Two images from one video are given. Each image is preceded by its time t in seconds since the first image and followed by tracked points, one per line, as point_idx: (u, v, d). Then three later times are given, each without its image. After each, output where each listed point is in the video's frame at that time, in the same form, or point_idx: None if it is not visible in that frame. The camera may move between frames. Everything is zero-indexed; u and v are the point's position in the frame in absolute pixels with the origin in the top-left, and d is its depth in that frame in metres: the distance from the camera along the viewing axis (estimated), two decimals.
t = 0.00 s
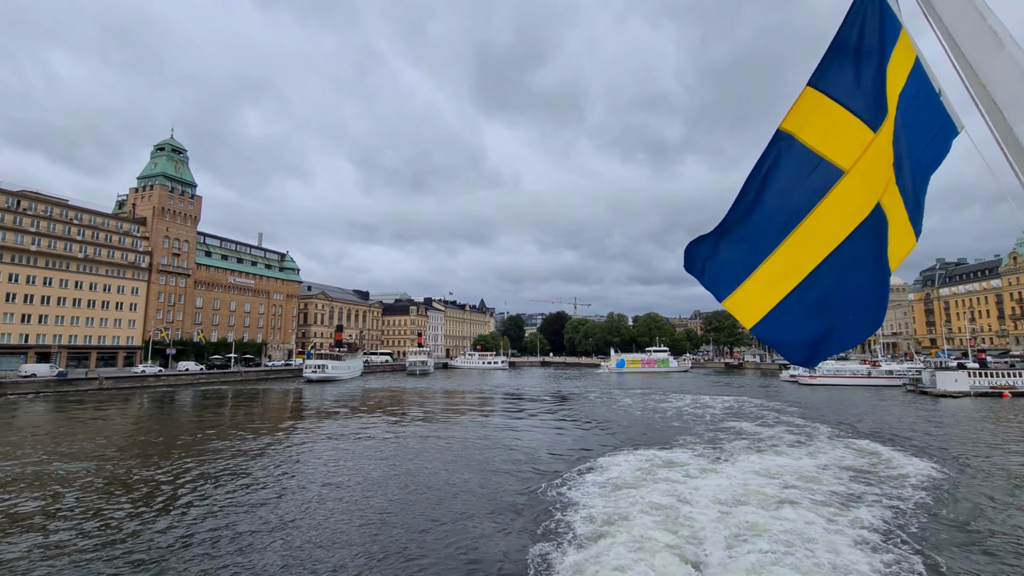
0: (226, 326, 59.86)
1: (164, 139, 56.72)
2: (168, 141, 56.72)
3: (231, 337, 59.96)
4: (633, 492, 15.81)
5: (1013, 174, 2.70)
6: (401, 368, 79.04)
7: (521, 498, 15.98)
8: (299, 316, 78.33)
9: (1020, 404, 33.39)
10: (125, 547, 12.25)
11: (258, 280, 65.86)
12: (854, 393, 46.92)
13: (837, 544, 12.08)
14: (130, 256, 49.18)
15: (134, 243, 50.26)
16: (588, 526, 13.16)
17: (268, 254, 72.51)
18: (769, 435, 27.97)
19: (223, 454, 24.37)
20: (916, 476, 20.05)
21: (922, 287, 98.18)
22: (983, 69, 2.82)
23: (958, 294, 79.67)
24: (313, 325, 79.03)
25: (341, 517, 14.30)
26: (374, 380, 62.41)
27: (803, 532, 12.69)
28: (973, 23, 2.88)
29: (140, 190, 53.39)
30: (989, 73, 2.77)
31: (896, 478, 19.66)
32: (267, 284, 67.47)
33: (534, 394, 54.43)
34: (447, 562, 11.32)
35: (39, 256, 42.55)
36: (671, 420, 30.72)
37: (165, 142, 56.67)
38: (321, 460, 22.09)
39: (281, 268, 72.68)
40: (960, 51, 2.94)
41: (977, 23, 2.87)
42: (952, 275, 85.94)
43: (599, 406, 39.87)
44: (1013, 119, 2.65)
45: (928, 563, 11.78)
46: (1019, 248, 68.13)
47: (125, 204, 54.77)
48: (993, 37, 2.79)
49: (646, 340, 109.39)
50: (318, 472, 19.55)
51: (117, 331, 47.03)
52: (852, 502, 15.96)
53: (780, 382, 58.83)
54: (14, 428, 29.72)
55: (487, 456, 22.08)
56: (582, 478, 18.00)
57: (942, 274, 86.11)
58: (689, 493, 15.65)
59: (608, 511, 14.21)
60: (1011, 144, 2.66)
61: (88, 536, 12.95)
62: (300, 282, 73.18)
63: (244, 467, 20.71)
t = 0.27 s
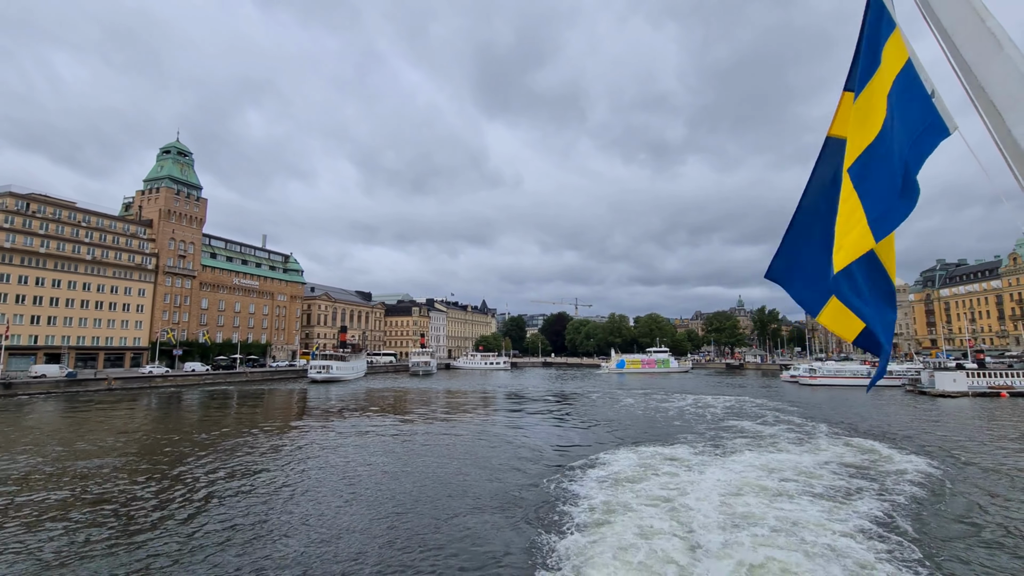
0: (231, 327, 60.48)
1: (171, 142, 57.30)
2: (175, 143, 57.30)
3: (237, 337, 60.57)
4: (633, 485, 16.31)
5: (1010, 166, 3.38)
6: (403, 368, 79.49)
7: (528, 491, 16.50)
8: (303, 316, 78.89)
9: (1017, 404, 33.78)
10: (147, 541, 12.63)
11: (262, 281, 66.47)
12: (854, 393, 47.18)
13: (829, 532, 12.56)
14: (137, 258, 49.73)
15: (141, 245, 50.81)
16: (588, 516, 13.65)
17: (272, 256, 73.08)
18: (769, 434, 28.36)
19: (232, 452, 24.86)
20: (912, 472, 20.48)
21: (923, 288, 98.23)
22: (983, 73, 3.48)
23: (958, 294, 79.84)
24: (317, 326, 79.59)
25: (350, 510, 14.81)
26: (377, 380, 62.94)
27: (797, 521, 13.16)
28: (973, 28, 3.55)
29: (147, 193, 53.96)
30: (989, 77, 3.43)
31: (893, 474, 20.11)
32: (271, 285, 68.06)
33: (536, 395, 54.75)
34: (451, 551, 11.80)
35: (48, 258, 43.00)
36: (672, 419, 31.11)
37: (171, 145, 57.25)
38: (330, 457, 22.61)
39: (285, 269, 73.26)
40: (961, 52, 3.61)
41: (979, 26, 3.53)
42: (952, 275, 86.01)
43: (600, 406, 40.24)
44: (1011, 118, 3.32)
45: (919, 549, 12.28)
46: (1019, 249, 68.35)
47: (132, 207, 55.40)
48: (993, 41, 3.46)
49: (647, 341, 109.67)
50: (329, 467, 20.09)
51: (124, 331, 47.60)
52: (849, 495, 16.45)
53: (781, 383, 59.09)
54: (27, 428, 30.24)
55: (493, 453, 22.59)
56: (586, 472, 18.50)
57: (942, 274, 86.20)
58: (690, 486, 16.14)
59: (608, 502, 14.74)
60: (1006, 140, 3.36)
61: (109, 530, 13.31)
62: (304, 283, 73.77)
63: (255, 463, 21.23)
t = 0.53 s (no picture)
0: (236, 328, 60.99)
1: (176, 145, 57.82)
2: (180, 146, 57.81)
3: (241, 338, 61.07)
4: (635, 479, 16.79)
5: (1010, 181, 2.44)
6: (407, 368, 80.07)
7: (532, 486, 16.90)
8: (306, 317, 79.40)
9: (1014, 402, 34.23)
10: (170, 535, 13.13)
11: (266, 283, 67.03)
12: (854, 392, 47.71)
13: (823, 523, 13.00)
14: (144, 260, 50.25)
15: (148, 247, 51.35)
16: (590, 508, 14.16)
17: (276, 257, 73.65)
18: (769, 431, 28.85)
19: (243, 450, 25.42)
20: (909, 468, 20.92)
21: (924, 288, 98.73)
22: (976, 71, 2.59)
23: (958, 295, 80.32)
24: (320, 327, 80.12)
25: (361, 504, 15.30)
26: (381, 380, 63.51)
27: (793, 511, 13.64)
28: (967, 28, 2.66)
29: (152, 196, 54.50)
30: (983, 76, 2.54)
31: (889, 470, 20.53)
32: (275, 287, 68.61)
33: (539, 395, 55.38)
34: (461, 539, 12.36)
35: (57, 260, 43.52)
36: (674, 417, 31.65)
37: (176, 147, 57.76)
38: (337, 455, 23.07)
39: (289, 271, 73.83)
40: (954, 53, 2.71)
41: (974, 26, 2.64)
42: (952, 275, 86.58)
43: (603, 405, 40.83)
44: (1012, 121, 2.40)
45: (911, 540, 12.71)
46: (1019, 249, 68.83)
47: (138, 209, 56.00)
48: (989, 37, 2.58)
49: (649, 341, 110.23)
50: (337, 465, 20.55)
51: (131, 333, 48.07)
52: (846, 489, 16.86)
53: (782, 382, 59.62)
54: (39, 427, 30.76)
55: (497, 450, 23.03)
56: (589, 468, 18.94)
57: (943, 274, 86.75)
58: (691, 479, 16.58)
59: (609, 494, 15.24)
60: (1007, 150, 2.42)
61: (141, 524, 13.94)
62: (308, 284, 74.33)
63: (265, 462, 21.69)
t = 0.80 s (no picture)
0: (241, 329, 61.61)
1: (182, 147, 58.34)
2: (186, 149, 58.32)
3: (246, 340, 61.68)
4: (638, 473, 17.31)
5: (1008, 169, 3.09)
6: (409, 368, 80.53)
7: (540, 480, 17.44)
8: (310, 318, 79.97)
9: (1012, 402, 34.58)
10: (189, 529, 13.45)
11: (271, 284, 67.62)
12: (854, 392, 47.98)
13: (822, 515, 13.59)
14: (151, 262, 50.80)
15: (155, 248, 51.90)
16: (593, 501, 14.73)
17: (280, 258, 74.18)
18: (769, 430, 29.24)
19: (252, 449, 25.89)
20: (906, 464, 21.35)
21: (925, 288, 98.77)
22: (979, 73, 3.20)
23: (958, 295, 80.49)
24: (323, 327, 80.67)
25: (374, 498, 15.85)
26: (384, 380, 63.97)
27: (791, 504, 14.20)
28: (970, 31, 3.25)
29: (159, 198, 55.08)
30: (984, 79, 3.15)
31: (887, 466, 20.99)
32: (279, 288, 69.20)
33: (540, 395, 55.73)
34: (471, 531, 12.89)
35: (66, 262, 44.06)
36: (675, 417, 32.05)
37: (183, 150, 58.27)
38: (346, 453, 23.57)
39: (293, 272, 74.42)
40: (957, 56, 3.33)
41: (974, 31, 3.25)
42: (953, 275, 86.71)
43: (605, 405, 41.19)
44: (1010, 119, 3.03)
45: (906, 530, 13.26)
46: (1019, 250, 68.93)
47: (144, 211, 56.54)
48: (988, 41, 3.18)
49: (650, 341, 110.51)
50: (346, 462, 21.06)
51: (139, 334, 48.67)
52: (845, 483, 17.36)
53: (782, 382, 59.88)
54: (49, 427, 31.18)
55: (502, 448, 23.49)
56: (594, 463, 19.47)
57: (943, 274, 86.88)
58: (694, 473, 17.08)
59: (613, 488, 15.79)
60: (1005, 144, 3.06)
61: (161, 519, 14.31)
62: (311, 285, 74.90)
63: (274, 460, 22.20)
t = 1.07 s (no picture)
0: (245, 330, 62.13)
1: (187, 150, 58.89)
2: (191, 151, 58.86)
3: (250, 340, 62.16)
4: (638, 468, 17.87)
5: (1006, 170, 2.98)
6: (412, 369, 81.08)
7: (544, 475, 17.90)
8: (313, 319, 80.52)
9: (1009, 401, 35.07)
10: (200, 524, 13.75)
11: (275, 285, 68.18)
12: (854, 392, 48.49)
13: (821, 506, 14.29)
14: (156, 263, 51.27)
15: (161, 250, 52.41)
16: (595, 494, 15.23)
17: (284, 260, 74.74)
18: (769, 428, 29.71)
19: (260, 447, 26.41)
20: (903, 461, 21.81)
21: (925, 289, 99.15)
22: (977, 69, 3.09)
23: (958, 296, 80.79)
24: (326, 328, 81.21)
25: (384, 492, 16.37)
26: (388, 381, 64.50)
27: (793, 496, 14.98)
28: (969, 26, 3.14)
29: (164, 200, 55.63)
30: (982, 76, 3.04)
31: (884, 463, 21.43)
32: (283, 289, 69.75)
33: (542, 395, 56.31)
34: (481, 521, 13.47)
35: (73, 264, 44.54)
36: (676, 416, 32.56)
37: (188, 152, 58.82)
38: (352, 451, 24.08)
39: (296, 273, 74.97)
40: (954, 52, 3.21)
41: (973, 25, 3.13)
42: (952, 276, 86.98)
43: (607, 404, 41.73)
44: (1009, 122, 2.91)
45: (900, 522, 13.70)
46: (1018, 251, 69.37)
47: (149, 213, 57.11)
48: (985, 36, 3.08)
49: (651, 342, 111.04)
50: (353, 460, 21.56)
51: (144, 334, 49.11)
52: (841, 479, 17.79)
53: (783, 383, 60.38)
54: (60, 426, 31.71)
55: (506, 446, 23.96)
56: (596, 459, 19.92)
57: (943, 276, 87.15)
58: (694, 468, 17.56)
59: (614, 483, 16.28)
60: (1004, 144, 2.95)
61: (173, 514, 14.65)
62: (315, 286, 75.49)
63: (283, 458, 22.73)
